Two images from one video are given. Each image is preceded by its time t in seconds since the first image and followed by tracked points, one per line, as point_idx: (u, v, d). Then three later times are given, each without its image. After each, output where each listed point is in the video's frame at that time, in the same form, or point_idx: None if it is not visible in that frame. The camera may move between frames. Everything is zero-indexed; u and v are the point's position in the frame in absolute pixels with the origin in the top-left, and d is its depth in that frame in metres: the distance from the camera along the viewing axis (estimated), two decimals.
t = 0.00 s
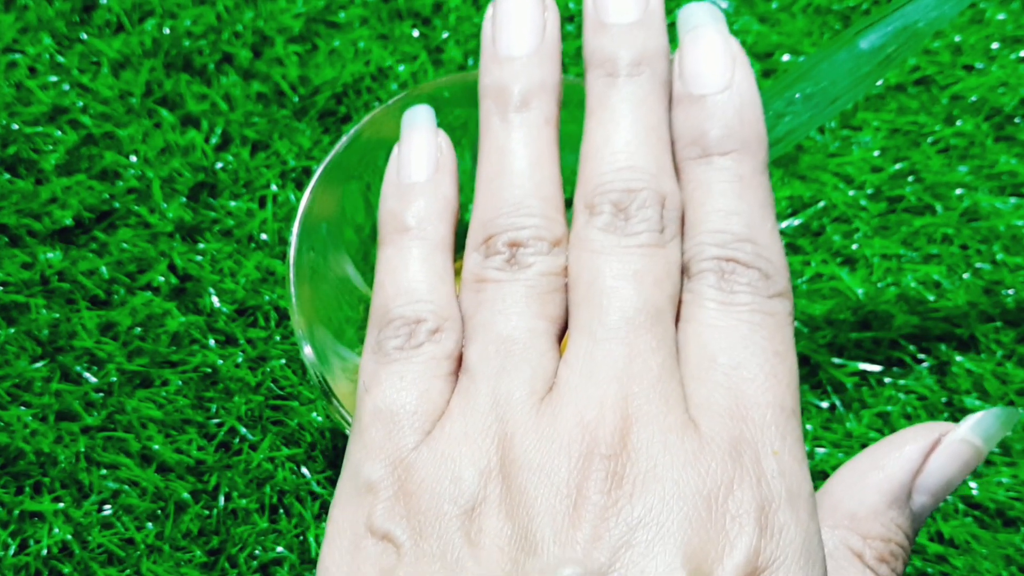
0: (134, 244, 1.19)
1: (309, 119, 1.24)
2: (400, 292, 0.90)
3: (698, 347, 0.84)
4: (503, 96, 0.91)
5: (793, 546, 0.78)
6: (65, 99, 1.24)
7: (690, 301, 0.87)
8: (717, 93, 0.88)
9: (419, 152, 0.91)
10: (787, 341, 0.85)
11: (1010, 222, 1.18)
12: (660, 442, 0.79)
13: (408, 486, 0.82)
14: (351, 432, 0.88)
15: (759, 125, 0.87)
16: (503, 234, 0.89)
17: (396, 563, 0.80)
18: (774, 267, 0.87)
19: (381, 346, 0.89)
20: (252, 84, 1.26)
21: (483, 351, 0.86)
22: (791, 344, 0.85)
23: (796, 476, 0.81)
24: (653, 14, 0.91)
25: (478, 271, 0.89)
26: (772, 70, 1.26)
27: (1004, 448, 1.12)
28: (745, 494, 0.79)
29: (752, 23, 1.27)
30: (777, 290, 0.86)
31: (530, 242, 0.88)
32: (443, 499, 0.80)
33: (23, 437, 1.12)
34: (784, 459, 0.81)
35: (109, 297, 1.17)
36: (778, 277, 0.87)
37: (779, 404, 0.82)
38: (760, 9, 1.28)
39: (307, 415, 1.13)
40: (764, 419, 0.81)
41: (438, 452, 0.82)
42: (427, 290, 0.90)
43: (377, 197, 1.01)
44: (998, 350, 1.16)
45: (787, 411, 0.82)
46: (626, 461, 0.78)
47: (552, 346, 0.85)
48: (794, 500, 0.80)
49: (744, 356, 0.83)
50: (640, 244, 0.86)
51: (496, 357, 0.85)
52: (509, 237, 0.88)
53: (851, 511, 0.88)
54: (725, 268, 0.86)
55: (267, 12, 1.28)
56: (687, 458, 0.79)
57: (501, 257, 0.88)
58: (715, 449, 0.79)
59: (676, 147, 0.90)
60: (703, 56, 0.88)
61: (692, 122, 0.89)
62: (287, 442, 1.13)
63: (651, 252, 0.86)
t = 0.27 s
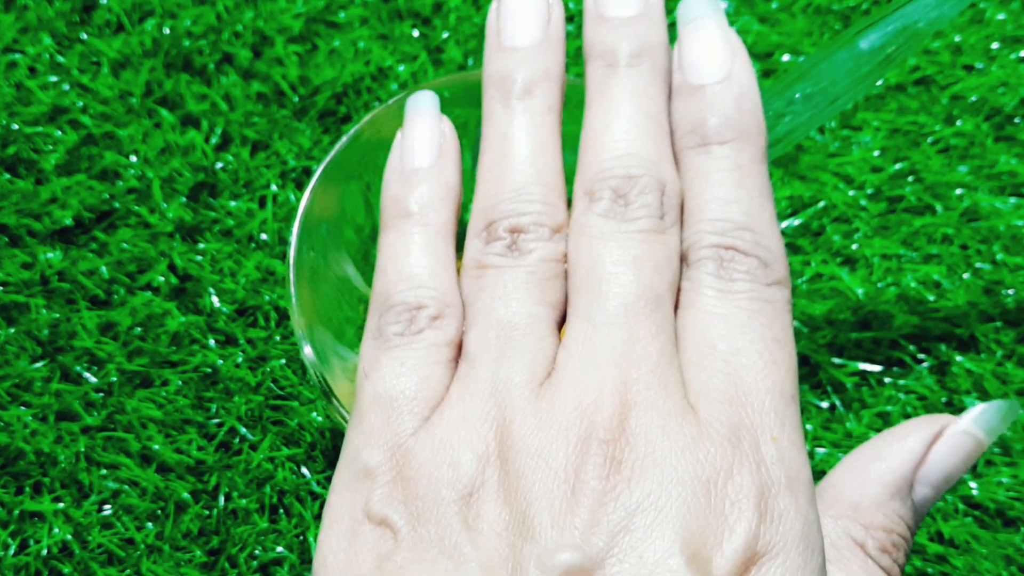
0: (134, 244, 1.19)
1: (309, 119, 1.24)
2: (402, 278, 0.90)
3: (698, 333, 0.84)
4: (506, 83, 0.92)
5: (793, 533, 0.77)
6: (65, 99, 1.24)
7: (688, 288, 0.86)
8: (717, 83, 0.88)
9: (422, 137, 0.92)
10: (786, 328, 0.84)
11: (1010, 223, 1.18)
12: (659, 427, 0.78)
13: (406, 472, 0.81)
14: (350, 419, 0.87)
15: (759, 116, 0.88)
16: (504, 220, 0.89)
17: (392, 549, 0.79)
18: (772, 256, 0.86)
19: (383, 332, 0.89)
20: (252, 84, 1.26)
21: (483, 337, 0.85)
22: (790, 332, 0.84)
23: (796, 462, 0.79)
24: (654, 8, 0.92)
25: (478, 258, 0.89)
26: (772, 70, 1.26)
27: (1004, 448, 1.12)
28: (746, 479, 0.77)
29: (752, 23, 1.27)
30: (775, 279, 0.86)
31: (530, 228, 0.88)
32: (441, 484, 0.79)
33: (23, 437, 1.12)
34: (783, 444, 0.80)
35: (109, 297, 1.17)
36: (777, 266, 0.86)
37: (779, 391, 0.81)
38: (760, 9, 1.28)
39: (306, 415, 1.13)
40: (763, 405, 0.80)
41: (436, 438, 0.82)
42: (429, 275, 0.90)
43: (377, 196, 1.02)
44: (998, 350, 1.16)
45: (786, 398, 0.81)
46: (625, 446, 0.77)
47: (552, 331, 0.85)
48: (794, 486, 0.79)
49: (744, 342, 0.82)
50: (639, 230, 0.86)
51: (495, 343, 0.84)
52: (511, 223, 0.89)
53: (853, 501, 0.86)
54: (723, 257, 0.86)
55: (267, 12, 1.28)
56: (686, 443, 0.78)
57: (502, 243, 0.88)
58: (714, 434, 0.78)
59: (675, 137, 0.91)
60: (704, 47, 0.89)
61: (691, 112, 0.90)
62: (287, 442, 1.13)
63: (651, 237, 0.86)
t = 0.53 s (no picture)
0: (134, 244, 1.19)
1: (309, 119, 1.24)
2: (402, 262, 0.90)
3: (697, 312, 0.83)
4: (505, 67, 0.93)
5: (794, 511, 0.75)
6: (65, 99, 1.24)
7: (687, 268, 0.86)
8: (712, 61, 0.89)
9: (423, 121, 0.92)
10: (786, 306, 0.83)
11: (1010, 223, 1.18)
12: (658, 406, 0.77)
13: (405, 453, 0.80)
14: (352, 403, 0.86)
15: (756, 94, 0.88)
16: (504, 203, 0.89)
17: (392, 530, 0.77)
18: (771, 234, 0.86)
19: (383, 316, 0.88)
20: (252, 84, 1.26)
21: (483, 320, 0.85)
22: (790, 309, 0.83)
23: (797, 441, 0.78)
24: None
25: (477, 241, 0.89)
26: (773, 70, 1.25)
27: (1004, 448, 1.12)
28: (745, 457, 0.76)
29: (752, 23, 1.27)
30: (775, 257, 0.85)
31: (529, 211, 0.88)
32: (440, 465, 0.78)
33: (23, 437, 1.12)
34: (783, 422, 0.78)
35: (109, 297, 1.17)
36: (776, 243, 0.86)
37: (779, 369, 0.80)
38: (760, 9, 1.28)
39: (306, 415, 1.13)
40: (763, 383, 0.79)
41: (435, 419, 0.80)
42: (430, 259, 0.90)
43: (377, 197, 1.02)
44: (998, 350, 1.16)
45: (786, 375, 0.80)
46: (623, 424, 0.76)
47: (552, 313, 0.85)
48: (795, 464, 0.77)
49: (742, 321, 0.82)
50: (637, 210, 0.85)
51: (495, 325, 0.84)
52: (510, 205, 0.89)
53: (853, 477, 0.83)
54: (722, 236, 0.86)
55: (267, 12, 1.28)
56: (685, 421, 0.77)
57: (501, 226, 0.88)
58: (714, 412, 0.77)
59: (671, 116, 0.91)
60: (699, 28, 0.90)
61: (688, 90, 0.90)
62: (287, 442, 1.13)
63: (649, 217, 0.85)
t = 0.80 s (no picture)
0: (134, 244, 1.19)
1: (309, 119, 1.24)
2: (402, 249, 0.87)
3: (692, 295, 0.81)
4: (503, 53, 0.91)
5: (792, 494, 0.73)
6: (65, 99, 1.24)
7: (682, 250, 0.84)
8: (705, 41, 0.87)
9: (422, 111, 0.89)
10: (782, 288, 0.81)
11: (1010, 222, 1.18)
12: (655, 386, 0.74)
13: (400, 437, 0.77)
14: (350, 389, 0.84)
15: (749, 74, 0.86)
16: (502, 190, 0.87)
17: (388, 514, 0.75)
18: (766, 215, 0.84)
19: (382, 302, 0.86)
20: (252, 84, 1.26)
21: (479, 304, 0.82)
22: (787, 291, 0.81)
23: (795, 422, 0.76)
24: None
25: (476, 229, 0.87)
26: (772, 70, 1.26)
27: (1004, 448, 1.12)
28: (742, 437, 0.74)
29: (752, 23, 1.27)
30: (770, 238, 0.83)
31: (527, 199, 0.86)
32: (433, 447, 0.75)
33: (23, 436, 1.12)
34: (781, 404, 0.76)
35: (109, 297, 1.17)
36: (771, 225, 0.84)
37: (775, 349, 0.77)
38: (760, 9, 1.28)
39: (306, 415, 1.13)
40: (759, 365, 0.77)
41: (429, 402, 0.78)
42: (429, 246, 0.87)
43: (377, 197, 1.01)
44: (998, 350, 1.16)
45: (783, 357, 0.78)
46: (619, 404, 0.74)
47: (548, 297, 0.82)
48: (792, 445, 0.75)
49: (739, 302, 0.80)
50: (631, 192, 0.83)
51: (491, 309, 0.82)
52: (508, 194, 0.87)
53: (850, 458, 0.82)
54: (717, 217, 0.84)
55: (267, 12, 1.28)
56: (682, 402, 0.74)
57: (499, 214, 0.86)
58: (710, 393, 0.75)
59: (666, 99, 0.89)
60: (691, 11, 0.88)
61: (681, 72, 0.88)
62: (287, 442, 1.13)
63: (643, 198, 0.83)
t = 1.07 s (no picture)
0: (134, 244, 1.19)
1: (309, 118, 1.24)
2: (392, 232, 0.88)
3: (687, 277, 0.81)
4: (493, 37, 0.91)
5: (787, 476, 0.73)
6: (65, 99, 1.24)
7: (677, 234, 0.84)
8: (699, 25, 0.87)
9: (413, 94, 0.89)
10: (777, 270, 0.81)
11: (1010, 222, 1.18)
12: (649, 368, 0.74)
13: (394, 420, 0.77)
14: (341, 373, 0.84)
15: (744, 57, 0.86)
16: (492, 174, 0.88)
17: (381, 497, 0.74)
18: (761, 197, 0.84)
19: (372, 285, 0.86)
20: (252, 83, 1.26)
21: (472, 288, 0.83)
22: (782, 273, 0.81)
23: (790, 404, 0.75)
24: None
25: (467, 212, 0.88)
26: (772, 70, 1.26)
27: (1003, 448, 1.12)
28: (737, 419, 0.73)
29: (752, 23, 1.28)
30: (765, 221, 0.83)
31: (518, 181, 0.87)
32: (428, 431, 0.75)
33: (23, 437, 1.12)
34: (777, 386, 0.75)
35: (109, 297, 1.17)
36: (767, 207, 0.83)
37: (771, 332, 0.77)
38: (760, 9, 1.28)
39: (306, 415, 1.13)
40: (755, 347, 0.76)
41: (423, 385, 0.78)
42: (419, 228, 0.88)
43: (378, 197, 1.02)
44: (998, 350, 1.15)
45: (779, 339, 0.77)
46: (614, 387, 0.74)
47: (541, 280, 0.82)
48: (788, 427, 0.74)
49: (733, 284, 0.79)
50: (624, 174, 0.83)
51: (484, 293, 0.82)
52: (499, 176, 0.88)
53: (847, 442, 0.81)
54: (712, 200, 0.84)
55: (267, 12, 1.28)
56: (676, 385, 0.74)
57: (491, 197, 0.87)
58: (705, 375, 0.75)
59: (660, 82, 0.88)
60: None
61: (675, 54, 0.88)
62: (287, 442, 1.13)
63: (637, 181, 0.83)
